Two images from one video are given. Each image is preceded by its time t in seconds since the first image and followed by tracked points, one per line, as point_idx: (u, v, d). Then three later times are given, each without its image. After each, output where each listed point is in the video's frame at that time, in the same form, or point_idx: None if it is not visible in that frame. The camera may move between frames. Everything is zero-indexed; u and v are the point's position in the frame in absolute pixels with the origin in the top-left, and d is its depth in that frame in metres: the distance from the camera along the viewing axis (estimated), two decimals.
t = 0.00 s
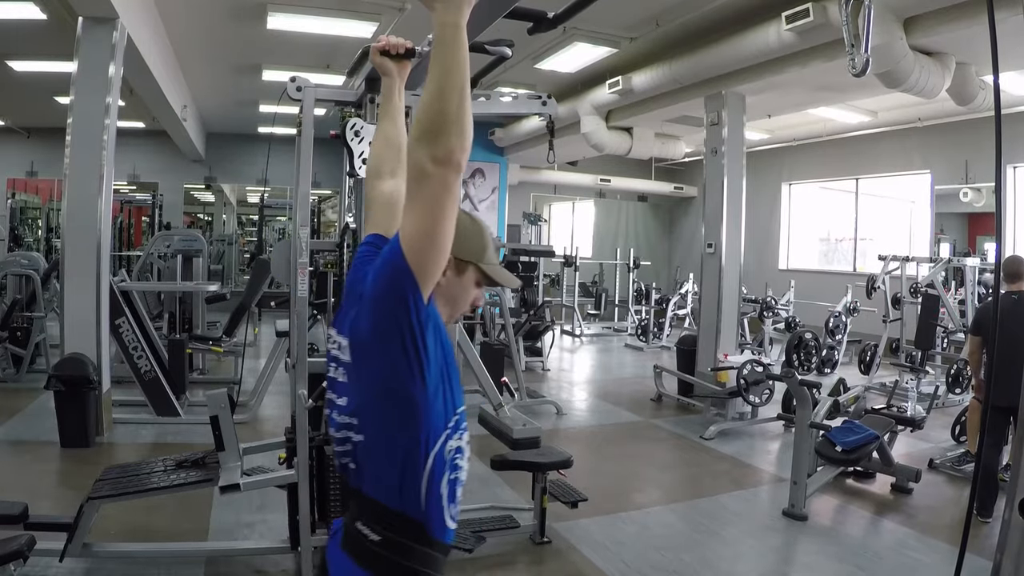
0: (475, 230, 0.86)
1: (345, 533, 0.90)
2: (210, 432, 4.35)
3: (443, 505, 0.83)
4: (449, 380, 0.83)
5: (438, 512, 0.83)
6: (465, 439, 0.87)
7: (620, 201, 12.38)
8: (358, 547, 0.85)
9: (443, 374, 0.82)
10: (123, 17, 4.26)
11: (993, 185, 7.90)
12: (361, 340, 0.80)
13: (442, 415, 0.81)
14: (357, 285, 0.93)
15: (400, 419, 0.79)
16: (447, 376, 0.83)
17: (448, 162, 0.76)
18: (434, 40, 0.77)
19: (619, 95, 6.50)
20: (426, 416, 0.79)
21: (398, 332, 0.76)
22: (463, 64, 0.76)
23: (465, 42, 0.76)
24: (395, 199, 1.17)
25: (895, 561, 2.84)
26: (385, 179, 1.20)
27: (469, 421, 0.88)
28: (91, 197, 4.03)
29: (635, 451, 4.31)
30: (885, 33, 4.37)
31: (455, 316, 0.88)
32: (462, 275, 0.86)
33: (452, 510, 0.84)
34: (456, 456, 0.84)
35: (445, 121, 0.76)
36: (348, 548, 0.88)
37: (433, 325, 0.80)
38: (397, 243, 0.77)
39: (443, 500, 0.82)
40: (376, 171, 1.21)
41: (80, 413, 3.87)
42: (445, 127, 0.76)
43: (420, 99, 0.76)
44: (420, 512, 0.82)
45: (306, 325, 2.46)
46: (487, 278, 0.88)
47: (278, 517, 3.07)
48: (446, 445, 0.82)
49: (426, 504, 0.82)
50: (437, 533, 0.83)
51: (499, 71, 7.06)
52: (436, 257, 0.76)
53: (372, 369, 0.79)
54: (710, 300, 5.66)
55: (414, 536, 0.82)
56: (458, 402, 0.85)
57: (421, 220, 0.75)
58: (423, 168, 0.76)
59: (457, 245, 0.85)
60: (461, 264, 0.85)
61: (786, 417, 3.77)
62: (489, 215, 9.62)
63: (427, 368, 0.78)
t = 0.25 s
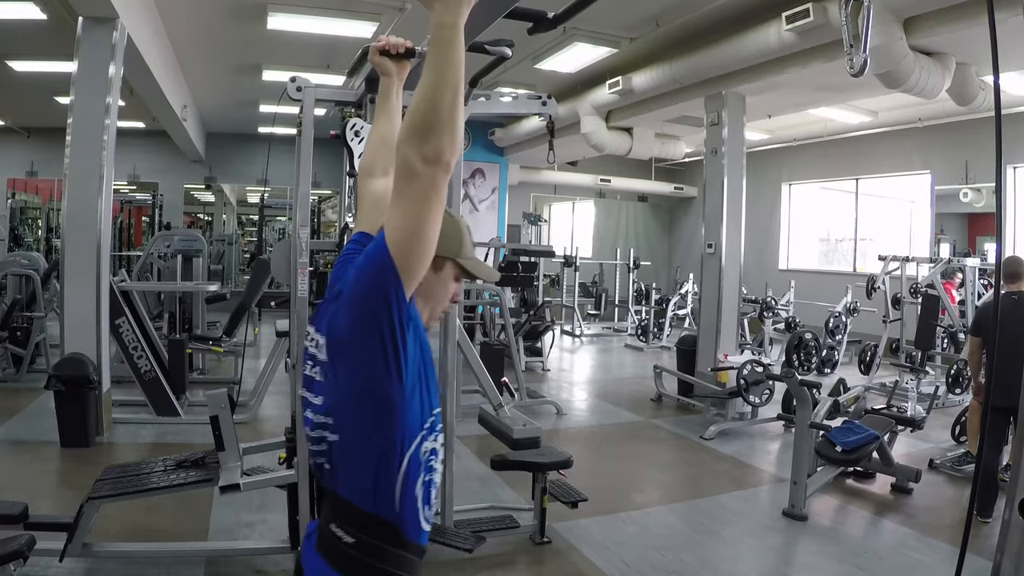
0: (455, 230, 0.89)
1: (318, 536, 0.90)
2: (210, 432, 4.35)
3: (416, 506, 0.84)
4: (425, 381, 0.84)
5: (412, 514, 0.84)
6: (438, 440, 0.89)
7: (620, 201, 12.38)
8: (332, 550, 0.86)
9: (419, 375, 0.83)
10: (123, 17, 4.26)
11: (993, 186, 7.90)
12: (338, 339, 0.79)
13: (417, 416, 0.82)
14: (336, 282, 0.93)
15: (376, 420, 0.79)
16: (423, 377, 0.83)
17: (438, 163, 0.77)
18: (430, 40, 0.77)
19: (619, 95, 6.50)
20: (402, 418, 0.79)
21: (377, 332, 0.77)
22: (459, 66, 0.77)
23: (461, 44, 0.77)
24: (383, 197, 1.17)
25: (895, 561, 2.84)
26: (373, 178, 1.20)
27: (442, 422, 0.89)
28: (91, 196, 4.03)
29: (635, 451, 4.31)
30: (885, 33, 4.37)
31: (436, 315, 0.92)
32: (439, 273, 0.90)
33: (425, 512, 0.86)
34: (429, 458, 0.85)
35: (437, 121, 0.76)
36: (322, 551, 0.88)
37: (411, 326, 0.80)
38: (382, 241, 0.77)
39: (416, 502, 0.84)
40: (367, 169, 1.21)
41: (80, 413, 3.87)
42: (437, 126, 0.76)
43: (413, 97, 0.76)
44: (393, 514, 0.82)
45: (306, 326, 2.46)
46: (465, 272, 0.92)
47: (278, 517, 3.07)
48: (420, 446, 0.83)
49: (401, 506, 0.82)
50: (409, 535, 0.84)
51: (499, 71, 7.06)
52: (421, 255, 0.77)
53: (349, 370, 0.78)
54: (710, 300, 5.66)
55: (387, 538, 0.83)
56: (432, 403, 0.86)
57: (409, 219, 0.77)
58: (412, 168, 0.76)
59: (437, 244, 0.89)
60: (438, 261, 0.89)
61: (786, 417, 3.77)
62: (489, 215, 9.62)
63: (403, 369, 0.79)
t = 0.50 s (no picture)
0: (447, 231, 0.93)
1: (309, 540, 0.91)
2: (211, 432, 4.35)
3: (406, 508, 0.86)
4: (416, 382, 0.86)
5: (402, 517, 0.85)
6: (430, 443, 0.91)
7: (620, 201, 12.39)
8: (322, 554, 0.87)
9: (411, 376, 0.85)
10: (123, 17, 4.26)
11: (993, 186, 7.90)
12: (331, 339, 0.81)
13: (407, 418, 0.83)
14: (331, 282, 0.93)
15: (367, 420, 0.80)
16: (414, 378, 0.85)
17: (434, 163, 0.76)
18: (429, 39, 0.76)
19: (619, 95, 6.50)
20: (393, 419, 0.81)
21: (369, 334, 0.78)
22: (458, 65, 0.76)
23: (460, 43, 0.76)
24: (380, 196, 1.17)
25: (895, 561, 2.84)
26: (372, 177, 1.20)
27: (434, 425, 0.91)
28: (91, 197, 4.03)
29: (635, 451, 4.31)
30: (885, 33, 4.37)
31: (430, 318, 0.94)
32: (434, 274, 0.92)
33: (415, 515, 0.87)
34: (421, 460, 0.87)
35: (434, 120, 0.76)
36: (312, 554, 0.89)
37: (404, 327, 0.82)
38: (377, 240, 0.77)
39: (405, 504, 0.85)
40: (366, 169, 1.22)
41: (80, 413, 3.87)
42: (434, 125, 0.76)
43: (410, 96, 0.76)
44: (383, 516, 0.84)
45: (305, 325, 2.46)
46: (457, 272, 0.94)
47: (279, 517, 3.07)
48: (410, 448, 0.84)
49: (390, 509, 0.84)
50: (400, 538, 0.86)
51: (499, 71, 7.07)
52: (416, 255, 0.77)
53: (342, 369, 0.80)
54: (710, 300, 5.66)
55: (377, 541, 0.84)
56: (423, 404, 0.87)
57: (405, 219, 0.76)
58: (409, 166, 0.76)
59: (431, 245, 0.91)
60: (431, 262, 0.91)
61: (786, 417, 3.77)
62: (489, 215, 9.64)
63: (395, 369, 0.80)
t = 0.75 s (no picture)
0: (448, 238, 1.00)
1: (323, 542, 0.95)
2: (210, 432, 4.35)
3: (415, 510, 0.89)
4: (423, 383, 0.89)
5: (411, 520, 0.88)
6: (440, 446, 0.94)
7: (620, 201, 12.39)
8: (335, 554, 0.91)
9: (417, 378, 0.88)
10: (123, 18, 4.26)
11: (993, 186, 7.90)
12: (339, 343, 0.85)
13: (414, 419, 0.87)
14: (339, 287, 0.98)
15: (373, 421, 0.84)
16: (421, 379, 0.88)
17: (432, 162, 0.76)
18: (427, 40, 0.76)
19: (619, 95, 6.50)
20: (399, 421, 0.85)
21: (373, 338, 0.82)
22: (457, 67, 0.76)
23: (460, 43, 0.76)
24: (381, 196, 1.17)
25: (895, 561, 2.84)
26: (373, 177, 1.20)
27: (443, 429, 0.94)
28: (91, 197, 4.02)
29: (635, 451, 4.31)
30: (885, 33, 4.37)
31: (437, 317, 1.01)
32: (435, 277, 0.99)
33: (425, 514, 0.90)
34: (431, 462, 0.90)
35: (433, 120, 0.76)
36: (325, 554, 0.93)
37: (408, 331, 0.85)
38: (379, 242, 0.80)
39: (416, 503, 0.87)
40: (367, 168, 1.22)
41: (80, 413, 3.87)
42: (432, 124, 0.76)
43: (410, 95, 0.76)
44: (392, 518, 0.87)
45: (305, 325, 2.47)
46: (459, 273, 1.02)
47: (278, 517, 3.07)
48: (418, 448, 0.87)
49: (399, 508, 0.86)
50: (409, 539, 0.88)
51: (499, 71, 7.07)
52: (415, 255, 0.79)
53: (349, 373, 0.84)
54: (710, 300, 5.66)
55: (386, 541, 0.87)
56: (431, 406, 0.91)
57: (404, 219, 0.77)
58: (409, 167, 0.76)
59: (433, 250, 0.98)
60: (433, 266, 0.98)
61: (786, 417, 3.77)
62: (489, 215, 9.64)
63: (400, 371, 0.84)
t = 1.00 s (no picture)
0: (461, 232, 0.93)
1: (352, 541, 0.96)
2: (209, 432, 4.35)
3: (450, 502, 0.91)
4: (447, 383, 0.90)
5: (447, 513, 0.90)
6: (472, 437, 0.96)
7: (620, 201, 12.39)
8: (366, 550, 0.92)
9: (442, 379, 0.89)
10: (123, 17, 4.25)
11: (993, 186, 7.89)
12: (367, 345, 0.86)
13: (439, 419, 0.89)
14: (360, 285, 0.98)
15: (404, 421, 0.85)
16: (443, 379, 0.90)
17: (446, 157, 0.76)
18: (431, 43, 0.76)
19: (619, 95, 6.50)
20: (432, 419, 0.86)
21: (400, 340, 0.83)
22: (462, 66, 0.76)
23: (461, 43, 0.76)
24: (393, 201, 1.17)
25: (895, 561, 2.84)
26: (384, 182, 1.20)
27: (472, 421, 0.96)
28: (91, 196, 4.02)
29: (635, 451, 4.31)
30: (885, 33, 4.37)
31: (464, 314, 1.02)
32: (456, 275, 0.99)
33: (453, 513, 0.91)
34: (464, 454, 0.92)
35: (440, 120, 0.76)
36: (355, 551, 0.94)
37: (434, 330, 0.86)
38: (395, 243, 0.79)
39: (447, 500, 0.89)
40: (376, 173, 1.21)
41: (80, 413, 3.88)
42: (441, 123, 0.76)
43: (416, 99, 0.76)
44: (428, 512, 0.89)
45: (305, 325, 2.47)
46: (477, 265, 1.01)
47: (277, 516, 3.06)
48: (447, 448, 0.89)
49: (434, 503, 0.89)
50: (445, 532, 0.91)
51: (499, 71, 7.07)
52: (430, 252, 0.77)
53: (377, 373, 0.85)
54: (710, 300, 5.66)
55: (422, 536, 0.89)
56: (457, 408, 0.92)
57: (417, 218, 0.76)
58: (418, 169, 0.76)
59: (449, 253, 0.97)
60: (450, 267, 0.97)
61: (786, 417, 3.77)
62: (489, 215, 9.63)
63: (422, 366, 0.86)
